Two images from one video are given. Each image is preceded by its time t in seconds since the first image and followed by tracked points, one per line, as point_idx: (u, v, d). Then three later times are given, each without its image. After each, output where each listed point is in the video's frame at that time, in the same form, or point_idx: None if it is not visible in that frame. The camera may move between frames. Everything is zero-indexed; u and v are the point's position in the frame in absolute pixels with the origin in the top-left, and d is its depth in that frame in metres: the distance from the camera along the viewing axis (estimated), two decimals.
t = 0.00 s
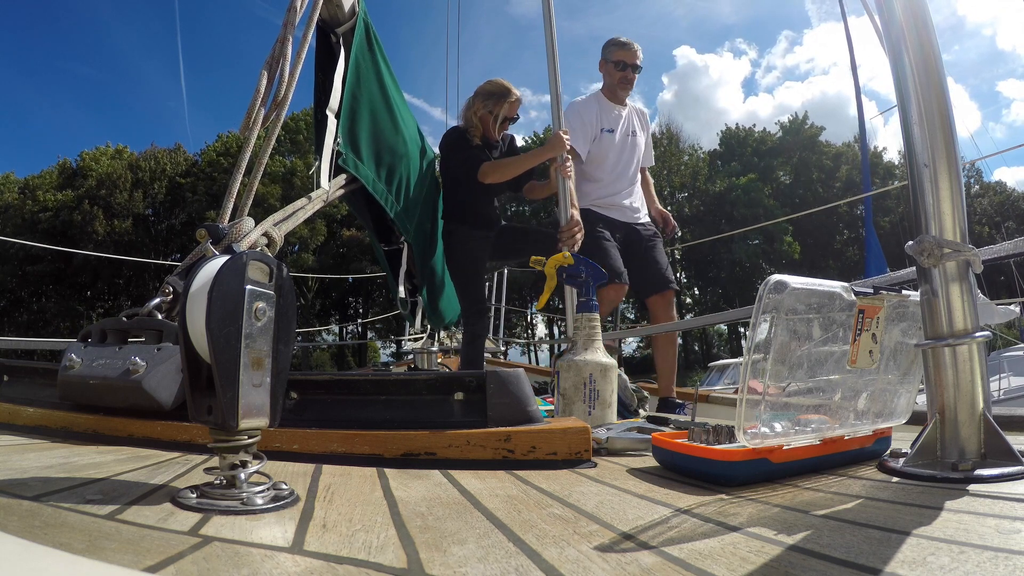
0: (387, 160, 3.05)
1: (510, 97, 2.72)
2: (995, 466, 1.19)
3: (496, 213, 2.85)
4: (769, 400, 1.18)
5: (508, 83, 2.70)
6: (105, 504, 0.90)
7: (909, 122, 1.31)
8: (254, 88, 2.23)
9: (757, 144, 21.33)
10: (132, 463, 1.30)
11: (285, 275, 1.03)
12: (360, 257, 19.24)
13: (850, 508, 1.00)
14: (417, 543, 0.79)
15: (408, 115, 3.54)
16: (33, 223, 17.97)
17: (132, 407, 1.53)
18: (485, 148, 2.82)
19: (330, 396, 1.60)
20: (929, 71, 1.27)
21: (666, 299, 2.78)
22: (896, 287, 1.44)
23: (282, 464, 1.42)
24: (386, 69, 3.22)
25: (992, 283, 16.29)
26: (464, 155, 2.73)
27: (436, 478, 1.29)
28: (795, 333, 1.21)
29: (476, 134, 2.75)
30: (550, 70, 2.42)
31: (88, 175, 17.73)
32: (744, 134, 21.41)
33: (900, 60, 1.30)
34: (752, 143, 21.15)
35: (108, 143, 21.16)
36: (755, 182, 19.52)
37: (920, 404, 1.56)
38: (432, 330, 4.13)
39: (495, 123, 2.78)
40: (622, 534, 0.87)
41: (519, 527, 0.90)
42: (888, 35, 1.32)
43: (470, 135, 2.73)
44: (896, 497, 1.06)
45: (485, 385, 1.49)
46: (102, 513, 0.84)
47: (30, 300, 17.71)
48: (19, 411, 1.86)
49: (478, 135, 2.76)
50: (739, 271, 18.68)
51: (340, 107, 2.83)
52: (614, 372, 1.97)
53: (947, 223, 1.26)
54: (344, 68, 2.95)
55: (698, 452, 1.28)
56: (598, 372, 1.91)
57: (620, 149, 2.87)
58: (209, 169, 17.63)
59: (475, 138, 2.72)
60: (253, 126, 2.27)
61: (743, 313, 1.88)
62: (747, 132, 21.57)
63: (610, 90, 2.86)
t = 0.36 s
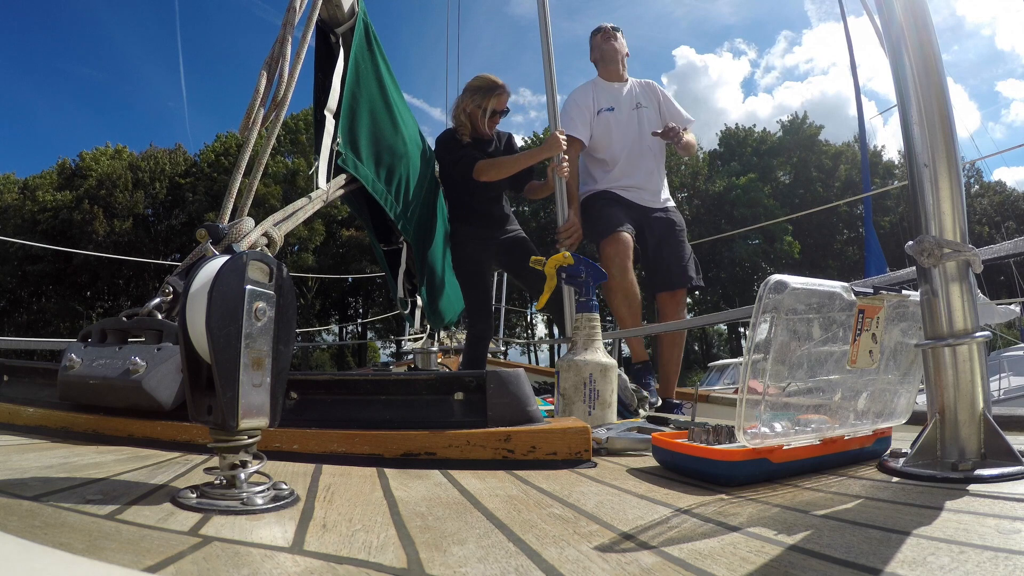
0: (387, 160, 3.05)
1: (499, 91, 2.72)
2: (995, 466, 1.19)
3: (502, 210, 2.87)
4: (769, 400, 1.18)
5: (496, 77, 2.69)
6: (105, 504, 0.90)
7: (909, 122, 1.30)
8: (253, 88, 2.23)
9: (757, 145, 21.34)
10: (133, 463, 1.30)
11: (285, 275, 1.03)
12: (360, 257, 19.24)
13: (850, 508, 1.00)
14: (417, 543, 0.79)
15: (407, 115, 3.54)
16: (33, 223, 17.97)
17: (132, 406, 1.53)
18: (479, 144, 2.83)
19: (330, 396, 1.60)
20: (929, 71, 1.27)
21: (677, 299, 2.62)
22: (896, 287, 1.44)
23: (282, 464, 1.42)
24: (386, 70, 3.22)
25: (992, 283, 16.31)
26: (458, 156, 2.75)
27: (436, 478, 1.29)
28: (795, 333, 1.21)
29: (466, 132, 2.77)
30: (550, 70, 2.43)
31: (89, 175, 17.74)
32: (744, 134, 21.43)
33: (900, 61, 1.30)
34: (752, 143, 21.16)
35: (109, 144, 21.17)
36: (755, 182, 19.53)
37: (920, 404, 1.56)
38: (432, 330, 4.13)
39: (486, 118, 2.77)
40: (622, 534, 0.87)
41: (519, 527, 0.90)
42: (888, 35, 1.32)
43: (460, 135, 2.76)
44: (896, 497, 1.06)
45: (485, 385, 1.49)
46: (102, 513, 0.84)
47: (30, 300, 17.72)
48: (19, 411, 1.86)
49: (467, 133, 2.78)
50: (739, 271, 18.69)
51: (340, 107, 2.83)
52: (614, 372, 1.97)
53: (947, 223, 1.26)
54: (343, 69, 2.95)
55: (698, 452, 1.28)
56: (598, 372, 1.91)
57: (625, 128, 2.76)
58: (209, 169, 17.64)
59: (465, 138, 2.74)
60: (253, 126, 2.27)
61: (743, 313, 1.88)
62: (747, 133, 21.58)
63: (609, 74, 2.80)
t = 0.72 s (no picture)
0: (387, 160, 3.05)
1: (498, 91, 2.72)
2: (995, 466, 1.19)
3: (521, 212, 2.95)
4: (769, 400, 1.18)
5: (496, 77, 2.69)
6: (105, 504, 0.90)
7: (909, 122, 1.30)
8: (253, 88, 2.23)
9: (757, 145, 21.36)
10: (133, 463, 1.30)
11: (285, 275, 1.03)
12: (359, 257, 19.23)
13: (851, 508, 1.00)
14: (417, 543, 0.79)
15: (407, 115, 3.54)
16: (33, 223, 17.97)
17: (132, 406, 1.53)
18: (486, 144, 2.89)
19: (330, 396, 1.60)
20: (929, 71, 1.27)
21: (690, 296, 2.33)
22: (896, 287, 1.44)
23: (282, 464, 1.42)
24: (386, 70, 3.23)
25: (992, 283, 16.32)
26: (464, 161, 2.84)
27: (436, 478, 1.29)
28: (795, 333, 1.21)
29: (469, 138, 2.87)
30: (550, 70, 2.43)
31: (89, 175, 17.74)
32: (744, 134, 21.45)
33: (900, 61, 1.30)
34: (752, 143, 21.18)
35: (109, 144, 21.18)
36: (755, 182, 19.55)
37: (920, 404, 1.56)
38: (431, 329, 4.14)
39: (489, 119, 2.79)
40: (622, 534, 0.87)
41: (519, 527, 0.90)
42: (888, 36, 1.33)
43: (463, 139, 2.86)
44: (896, 497, 1.06)
45: (485, 385, 1.49)
46: (102, 513, 0.84)
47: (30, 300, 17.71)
48: (19, 411, 1.86)
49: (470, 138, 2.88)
50: (739, 271, 18.69)
51: (340, 107, 2.83)
52: (614, 372, 1.96)
53: (947, 223, 1.26)
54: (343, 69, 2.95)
55: (697, 451, 1.28)
56: (598, 372, 1.91)
57: (603, 105, 2.59)
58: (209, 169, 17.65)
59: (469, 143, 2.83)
60: (253, 126, 2.27)
61: (743, 313, 1.88)
62: (747, 133, 21.58)
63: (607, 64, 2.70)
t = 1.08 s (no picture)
0: (387, 160, 3.05)
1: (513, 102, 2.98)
2: (995, 466, 1.19)
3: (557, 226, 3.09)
4: (769, 400, 1.19)
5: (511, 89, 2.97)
6: (105, 504, 0.90)
7: (909, 122, 1.30)
8: (254, 88, 2.22)
9: (757, 145, 21.37)
10: (133, 463, 1.30)
11: (285, 275, 1.03)
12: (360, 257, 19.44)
13: (850, 508, 1.00)
14: (417, 543, 0.79)
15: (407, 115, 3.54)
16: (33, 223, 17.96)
17: (132, 406, 1.53)
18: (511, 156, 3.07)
19: (330, 396, 1.60)
20: (929, 71, 1.27)
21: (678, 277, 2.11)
22: (896, 287, 1.44)
23: (282, 464, 1.42)
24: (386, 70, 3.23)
25: (992, 283, 16.33)
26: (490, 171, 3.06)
27: (436, 478, 1.29)
28: (795, 333, 1.21)
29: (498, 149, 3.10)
30: (550, 70, 2.43)
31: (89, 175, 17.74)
32: (744, 134, 21.47)
33: (901, 61, 1.30)
34: (752, 143, 21.19)
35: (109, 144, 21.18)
36: (755, 182, 19.56)
37: (920, 404, 1.56)
38: (431, 329, 4.14)
39: (508, 129, 3.02)
40: (622, 534, 0.87)
41: (519, 526, 0.90)
42: (888, 35, 1.33)
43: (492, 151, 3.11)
44: (896, 497, 1.06)
45: (485, 385, 1.49)
46: (102, 513, 0.84)
47: (30, 300, 17.71)
48: (19, 411, 1.86)
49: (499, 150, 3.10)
50: (739, 271, 18.69)
51: (341, 107, 2.83)
52: (615, 372, 1.96)
53: (947, 223, 1.26)
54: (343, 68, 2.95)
55: (698, 452, 1.28)
56: (598, 372, 1.91)
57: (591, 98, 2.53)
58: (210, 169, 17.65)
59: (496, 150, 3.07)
60: (253, 126, 2.27)
61: (743, 313, 1.88)
62: (746, 132, 21.60)
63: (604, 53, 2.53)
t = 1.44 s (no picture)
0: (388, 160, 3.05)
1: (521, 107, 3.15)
2: (995, 466, 1.19)
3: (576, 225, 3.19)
4: (769, 400, 1.19)
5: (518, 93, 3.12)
6: (105, 504, 0.90)
7: (909, 122, 1.30)
8: (254, 88, 2.22)
9: (757, 145, 21.38)
10: (133, 463, 1.30)
11: (285, 275, 1.03)
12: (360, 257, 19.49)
13: (851, 508, 1.00)
14: (417, 543, 0.79)
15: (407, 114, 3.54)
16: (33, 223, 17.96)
17: (132, 406, 1.53)
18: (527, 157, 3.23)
19: (330, 396, 1.60)
20: (929, 71, 1.27)
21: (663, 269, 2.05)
22: (896, 287, 1.44)
23: (282, 464, 1.42)
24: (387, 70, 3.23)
25: (992, 283, 16.33)
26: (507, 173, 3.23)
27: (436, 478, 1.29)
28: (796, 333, 1.21)
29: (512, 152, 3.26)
30: (550, 69, 2.43)
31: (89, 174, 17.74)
32: (744, 134, 21.48)
33: (900, 61, 1.30)
34: (752, 143, 21.20)
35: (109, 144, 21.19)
36: (755, 181, 19.56)
37: (920, 404, 1.56)
38: (431, 329, 4.13)
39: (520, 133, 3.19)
40: (622, 534, 0.87)
41: (519, 527, 0.90)
42: (888, 35, 1.33)
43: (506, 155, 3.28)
44: (896, 497, 1.06)
45: (485, 385, 1.49)
46: (102, 513, 0.84)
47: (30, 300, 17.71)
48: (19, 411, 1.86)
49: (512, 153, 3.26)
50: (739, 271, 18.70)
51: (341, 107, 2.82)
52: (615, 372, 1.96)
53: (947, 223, 1.26)
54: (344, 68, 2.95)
55: (698, 452, 1.28)
56: (598, 372, 1.91)
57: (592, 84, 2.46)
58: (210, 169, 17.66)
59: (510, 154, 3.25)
60: (253, 126, 2.27)
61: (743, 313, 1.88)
62: (747, 132, 21.61)
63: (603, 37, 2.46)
